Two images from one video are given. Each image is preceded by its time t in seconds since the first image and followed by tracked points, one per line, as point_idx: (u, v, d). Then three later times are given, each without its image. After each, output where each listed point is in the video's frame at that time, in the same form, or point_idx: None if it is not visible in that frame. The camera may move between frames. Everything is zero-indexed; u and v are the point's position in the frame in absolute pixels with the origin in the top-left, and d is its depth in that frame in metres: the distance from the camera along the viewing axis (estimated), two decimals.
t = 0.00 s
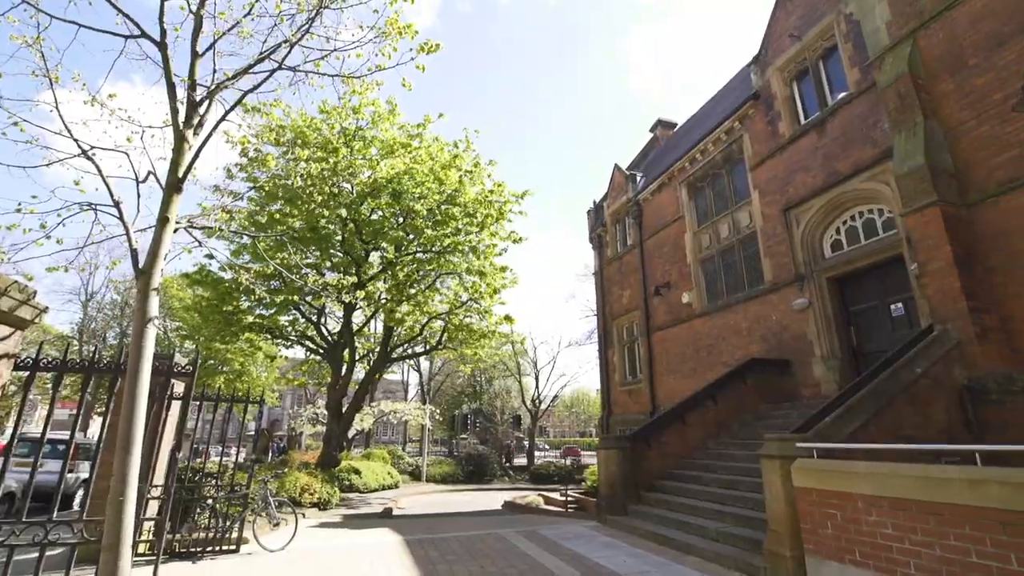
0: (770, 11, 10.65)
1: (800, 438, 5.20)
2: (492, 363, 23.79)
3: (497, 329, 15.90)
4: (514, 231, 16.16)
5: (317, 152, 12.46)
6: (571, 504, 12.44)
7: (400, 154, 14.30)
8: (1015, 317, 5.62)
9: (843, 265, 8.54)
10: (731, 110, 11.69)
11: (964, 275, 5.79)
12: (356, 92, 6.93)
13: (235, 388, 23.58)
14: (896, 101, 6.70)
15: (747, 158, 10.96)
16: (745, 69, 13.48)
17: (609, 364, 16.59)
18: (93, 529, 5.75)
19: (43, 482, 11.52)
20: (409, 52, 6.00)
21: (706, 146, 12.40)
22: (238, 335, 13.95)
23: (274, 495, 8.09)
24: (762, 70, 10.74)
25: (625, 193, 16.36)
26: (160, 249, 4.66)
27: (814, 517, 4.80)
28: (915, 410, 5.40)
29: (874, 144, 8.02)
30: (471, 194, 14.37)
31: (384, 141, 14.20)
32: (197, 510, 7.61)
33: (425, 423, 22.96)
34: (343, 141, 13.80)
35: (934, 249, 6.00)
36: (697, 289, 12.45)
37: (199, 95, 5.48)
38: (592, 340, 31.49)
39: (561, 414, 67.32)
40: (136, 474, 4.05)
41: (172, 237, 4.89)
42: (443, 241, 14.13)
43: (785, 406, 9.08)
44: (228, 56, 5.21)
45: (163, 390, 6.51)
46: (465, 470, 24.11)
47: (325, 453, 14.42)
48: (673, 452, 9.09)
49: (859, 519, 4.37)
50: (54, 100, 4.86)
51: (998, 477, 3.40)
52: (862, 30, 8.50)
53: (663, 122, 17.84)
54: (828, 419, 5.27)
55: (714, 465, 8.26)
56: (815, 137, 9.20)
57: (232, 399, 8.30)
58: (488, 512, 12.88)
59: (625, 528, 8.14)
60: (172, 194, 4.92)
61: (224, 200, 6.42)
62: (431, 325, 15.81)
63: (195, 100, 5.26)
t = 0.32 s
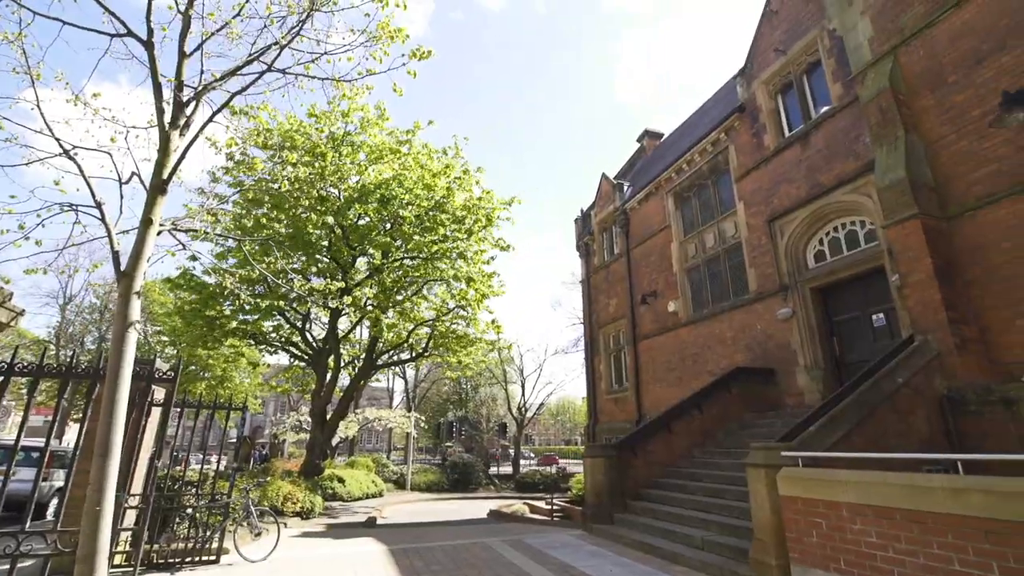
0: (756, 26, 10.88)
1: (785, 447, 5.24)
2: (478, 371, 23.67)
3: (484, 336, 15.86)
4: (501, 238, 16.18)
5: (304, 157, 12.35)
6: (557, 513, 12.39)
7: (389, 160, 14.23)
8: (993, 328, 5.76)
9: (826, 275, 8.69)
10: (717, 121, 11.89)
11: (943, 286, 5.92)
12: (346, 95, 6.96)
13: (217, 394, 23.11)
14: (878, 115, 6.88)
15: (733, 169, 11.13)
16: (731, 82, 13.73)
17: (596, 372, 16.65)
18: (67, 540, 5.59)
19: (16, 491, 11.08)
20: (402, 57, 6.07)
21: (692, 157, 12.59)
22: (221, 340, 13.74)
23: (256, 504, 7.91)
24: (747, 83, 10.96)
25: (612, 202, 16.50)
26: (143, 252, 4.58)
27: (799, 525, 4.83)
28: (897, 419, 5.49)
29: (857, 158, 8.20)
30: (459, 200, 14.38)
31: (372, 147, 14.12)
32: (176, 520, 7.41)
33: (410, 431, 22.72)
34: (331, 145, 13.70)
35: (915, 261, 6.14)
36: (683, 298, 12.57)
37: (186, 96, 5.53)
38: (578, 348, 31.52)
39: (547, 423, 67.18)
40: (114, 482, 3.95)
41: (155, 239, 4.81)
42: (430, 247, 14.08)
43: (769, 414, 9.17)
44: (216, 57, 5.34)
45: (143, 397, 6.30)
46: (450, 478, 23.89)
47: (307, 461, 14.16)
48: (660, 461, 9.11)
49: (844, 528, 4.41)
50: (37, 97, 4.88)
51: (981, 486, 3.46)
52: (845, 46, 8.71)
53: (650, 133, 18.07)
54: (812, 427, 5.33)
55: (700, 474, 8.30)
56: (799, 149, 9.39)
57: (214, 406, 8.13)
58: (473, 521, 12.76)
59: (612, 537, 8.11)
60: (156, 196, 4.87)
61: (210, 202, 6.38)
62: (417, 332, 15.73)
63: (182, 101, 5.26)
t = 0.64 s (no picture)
0: (740, 42, 11.13)
1: (769, 456, 5.29)
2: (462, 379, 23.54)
3: (470, 344, 15.80)
4: (488, 247, 16.17)
5: (290, 162, 12.22)
6: (541, 523, 12.31)
7: (375, 167, 14.13)
8: (969, 340, 5.91)
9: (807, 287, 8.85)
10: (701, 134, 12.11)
11: (921, 298, 6.07)
12: (334, 99, 6.96)
13: (195, 402, 22.59)
14: (858, 131, 7.07)
15: (717, 181, 11.32)
16: (714, 96, 14.00)
17: (580, 381, 16.68)
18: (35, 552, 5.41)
19: None
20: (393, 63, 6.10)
21: (677, 169, 12.78)
22: (200, 346, 13.46)
23: (234, 514, 7.73)
24: (731, 97, 11.19)
25: (598, 212, 16.65)
26: (123, 256, 4.48)
27: (783, 535, 4.86)
28: (878, 429, 5.57)
29: (837, 172, 8.40)
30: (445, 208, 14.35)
31: (359, 153, 14.02)
32: (151, 531, 7.19)
33: (393, 439, 22.45)
34: (317, 151, 13.56)
35: (894, 273, 6.29)
36: (667, 308, 12.69)
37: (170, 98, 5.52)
38: (563, 356, 31.56)
39: (530, 432, 66.90)
40: (85, 493, 3.82)
41: (136, 242, 4.72)
42: (416, 255, 13.99)
43: (752, 424, 9.26)
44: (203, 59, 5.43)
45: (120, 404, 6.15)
46: (433, 488, 23.62)
47: (288, 470, 13.87)
48: (644, 470, 9.13)
49: (827, 537, 4.44)
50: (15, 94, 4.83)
51: (963, 495, 3.53)
52: (826, 64, 8.94)
53: (635, 144, 18.31)
54: (795, 436, 5.39)
55: (683, 483, 8.34)
56: (781, 163, 9.59)
57: (194, 415, 7.94)
58: (456, 532, 12.60)
59: (596, 547, 8.08)
60: (137, 199, 4.79)
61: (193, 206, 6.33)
62: (402, 339, 15.61)
63: (166, 102, 5.22)
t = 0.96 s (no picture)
0: (723, 60, 11.40)
1: (752, 467, 5.33)
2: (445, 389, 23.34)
3: (452, 354, 15.69)
4: (473, 256, 16.13)
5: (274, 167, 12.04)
6: (523, 535, 12.21)
7: (361, 174, 14.02)
8: (943, 354, 6.07)
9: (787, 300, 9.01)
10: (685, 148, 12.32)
11: (897, 312, 6.22)
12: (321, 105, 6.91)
13: (169, 411, 21.95)
14: (837, 149, 7.27)
15: (700, 195, 11.52)
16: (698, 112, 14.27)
17: (563, 392, 16.69)
18: None
19: None
20: (382, 70, 6.10)
21: (661, 182, 12.97)
22: (176, 354, 13.11)
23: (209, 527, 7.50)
24: (715, 113, 11.43)
25: (582, 224, 16.79)
26: (100, 259, 4.36)
27: (765, 546, 4.88)
28: (857, 440, 5.66)
29: (816, 188, 8.61)
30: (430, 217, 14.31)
31: (344, 160, 13.91)
32: (120, 545, 6.93)
33: (373, 450, 22.09)
34: (301, 157, 13.37)
35: (872, 287, 6.44)
36: (650, 320, 12.80)
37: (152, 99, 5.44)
38: (546, 367, 31.54)
39: (512, 442, 66.49)
40: (53, 506, 3.68)
41: (113, 245, 4.60)
42: (399, 263, 13.89)
43: (733, 435, 9.34)
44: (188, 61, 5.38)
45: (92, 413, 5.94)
46: (413, 499, 23.25)
47: (264, 481, 13.52)
48: (627, 481, 9.12)
49: (809, 549, 4.47)
50: None
51: (941, 506, 3.62)
52: (806, 83, 9.20)
53: (620, 157, 18.55)
54: (777, 447, 5.45)
55: (666, 495, 8.36)
56: (762, 178, 9.80)
57: (169, 424, 7.71)
58: (437, 544, 12.41)
59: (578, 560, 8.01)
60: (116, 201, 4.67)
61: (173, 210, 6.21)
62: (384, 348, 15.45)
63: (149, 103, 5.15)
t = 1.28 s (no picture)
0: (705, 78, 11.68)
1: (733, 480, 5.36)
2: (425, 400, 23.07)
3: (434, 364, 15.55)
4: (456, 266, 16.07)
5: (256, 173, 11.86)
6: (502, 549, 12.06)
7: (344, 182, 13.89)
8: (916, 368, 6.23)
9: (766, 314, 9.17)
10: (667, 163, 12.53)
11: (873, 327, 6.37)
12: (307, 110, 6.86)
13: (139, 421, 21.23)
14: (815, 167, 7.48)
15: (682, 209, 11.71)
16: (680, 128, 14.55)
17: (545, 404, 16.65)
18: None
19: None
20: (371, 77, 6.08)
21: (644, 197, 13.15)
22: (148, 362, 12.73)
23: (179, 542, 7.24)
24: (697, 129, 11.67)
25: (566, 236, 16.92)
26: (73, 262, 4.24)
27: (746, 560, 4.88)
28: (835, 453, 5.75)
29: (794, 205, 8.82)
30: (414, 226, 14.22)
31: (327, 167, 13.76)
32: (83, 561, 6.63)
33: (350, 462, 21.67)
34: (283, 163, 13.17)
35: (848, 302, 6.60)
36: (632, 332, 12.90)
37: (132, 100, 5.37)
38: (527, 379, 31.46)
39: (492, 454, 65.93)
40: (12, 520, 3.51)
41: (88, 248, 4.48)
42: (382, 272, 13.73)
43: (713, 448, 9.41)
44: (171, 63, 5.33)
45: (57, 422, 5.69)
46: (390, 513, 22.81)
47: (237, 494, 13.12)
48: (608, 494, 9.09)
49: (789, 562, 4.49)
50: None
51: (917, 519, 3.68)
52: (785, 103, 9.46)
53: (603, 171, 18.77)
54: (758, 459, 5.47)
55: (647, 507, 8.36)
56: (743, 194, 10.01)
57: (140, 434, 7.45)
58: (415, 559, 12.18)
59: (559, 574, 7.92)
60: (91, 202, 4.56)
61: (150, 214, 6.06)
62: (364, 358, 15.23)
63: (129, 104, 5.08)
